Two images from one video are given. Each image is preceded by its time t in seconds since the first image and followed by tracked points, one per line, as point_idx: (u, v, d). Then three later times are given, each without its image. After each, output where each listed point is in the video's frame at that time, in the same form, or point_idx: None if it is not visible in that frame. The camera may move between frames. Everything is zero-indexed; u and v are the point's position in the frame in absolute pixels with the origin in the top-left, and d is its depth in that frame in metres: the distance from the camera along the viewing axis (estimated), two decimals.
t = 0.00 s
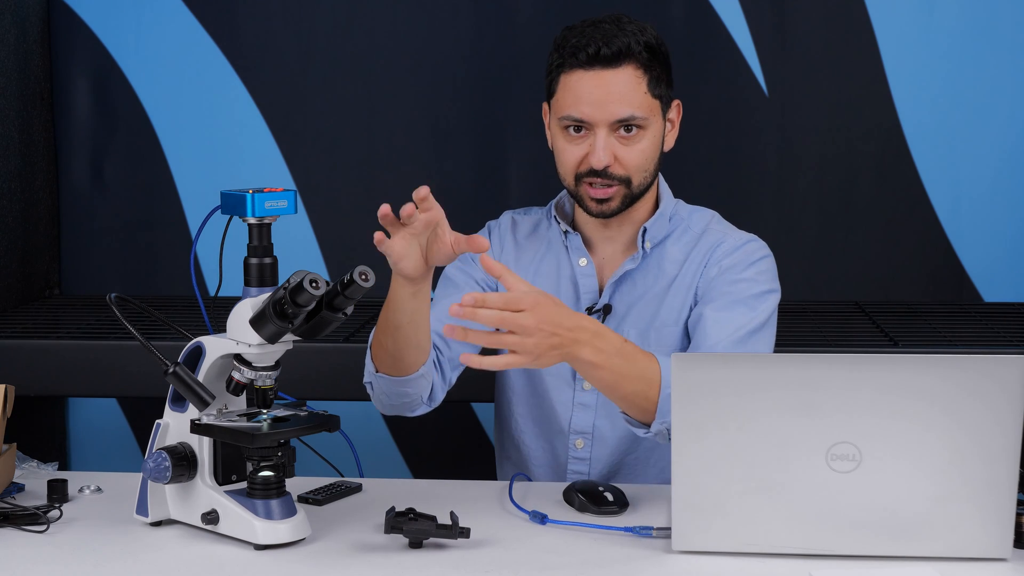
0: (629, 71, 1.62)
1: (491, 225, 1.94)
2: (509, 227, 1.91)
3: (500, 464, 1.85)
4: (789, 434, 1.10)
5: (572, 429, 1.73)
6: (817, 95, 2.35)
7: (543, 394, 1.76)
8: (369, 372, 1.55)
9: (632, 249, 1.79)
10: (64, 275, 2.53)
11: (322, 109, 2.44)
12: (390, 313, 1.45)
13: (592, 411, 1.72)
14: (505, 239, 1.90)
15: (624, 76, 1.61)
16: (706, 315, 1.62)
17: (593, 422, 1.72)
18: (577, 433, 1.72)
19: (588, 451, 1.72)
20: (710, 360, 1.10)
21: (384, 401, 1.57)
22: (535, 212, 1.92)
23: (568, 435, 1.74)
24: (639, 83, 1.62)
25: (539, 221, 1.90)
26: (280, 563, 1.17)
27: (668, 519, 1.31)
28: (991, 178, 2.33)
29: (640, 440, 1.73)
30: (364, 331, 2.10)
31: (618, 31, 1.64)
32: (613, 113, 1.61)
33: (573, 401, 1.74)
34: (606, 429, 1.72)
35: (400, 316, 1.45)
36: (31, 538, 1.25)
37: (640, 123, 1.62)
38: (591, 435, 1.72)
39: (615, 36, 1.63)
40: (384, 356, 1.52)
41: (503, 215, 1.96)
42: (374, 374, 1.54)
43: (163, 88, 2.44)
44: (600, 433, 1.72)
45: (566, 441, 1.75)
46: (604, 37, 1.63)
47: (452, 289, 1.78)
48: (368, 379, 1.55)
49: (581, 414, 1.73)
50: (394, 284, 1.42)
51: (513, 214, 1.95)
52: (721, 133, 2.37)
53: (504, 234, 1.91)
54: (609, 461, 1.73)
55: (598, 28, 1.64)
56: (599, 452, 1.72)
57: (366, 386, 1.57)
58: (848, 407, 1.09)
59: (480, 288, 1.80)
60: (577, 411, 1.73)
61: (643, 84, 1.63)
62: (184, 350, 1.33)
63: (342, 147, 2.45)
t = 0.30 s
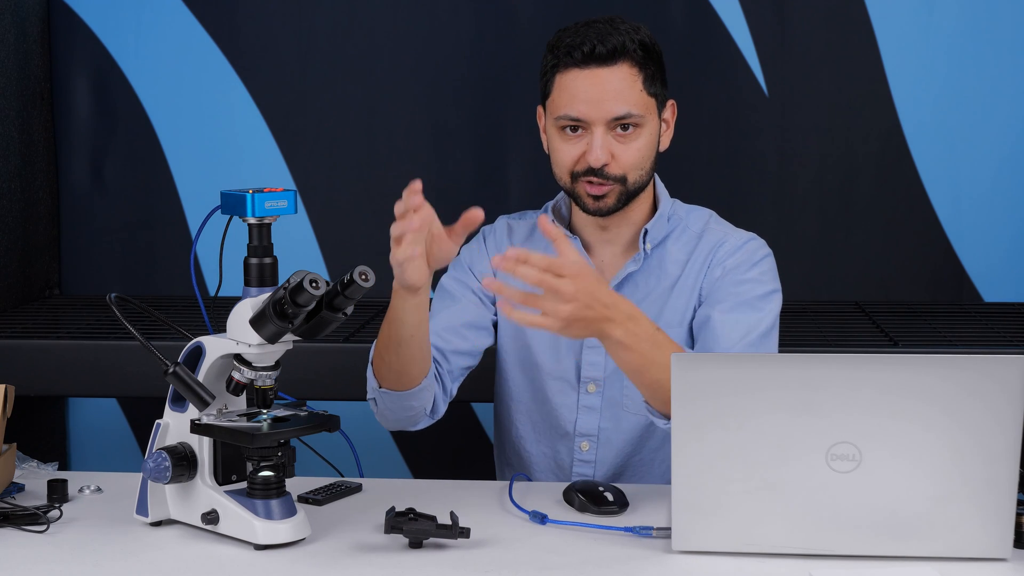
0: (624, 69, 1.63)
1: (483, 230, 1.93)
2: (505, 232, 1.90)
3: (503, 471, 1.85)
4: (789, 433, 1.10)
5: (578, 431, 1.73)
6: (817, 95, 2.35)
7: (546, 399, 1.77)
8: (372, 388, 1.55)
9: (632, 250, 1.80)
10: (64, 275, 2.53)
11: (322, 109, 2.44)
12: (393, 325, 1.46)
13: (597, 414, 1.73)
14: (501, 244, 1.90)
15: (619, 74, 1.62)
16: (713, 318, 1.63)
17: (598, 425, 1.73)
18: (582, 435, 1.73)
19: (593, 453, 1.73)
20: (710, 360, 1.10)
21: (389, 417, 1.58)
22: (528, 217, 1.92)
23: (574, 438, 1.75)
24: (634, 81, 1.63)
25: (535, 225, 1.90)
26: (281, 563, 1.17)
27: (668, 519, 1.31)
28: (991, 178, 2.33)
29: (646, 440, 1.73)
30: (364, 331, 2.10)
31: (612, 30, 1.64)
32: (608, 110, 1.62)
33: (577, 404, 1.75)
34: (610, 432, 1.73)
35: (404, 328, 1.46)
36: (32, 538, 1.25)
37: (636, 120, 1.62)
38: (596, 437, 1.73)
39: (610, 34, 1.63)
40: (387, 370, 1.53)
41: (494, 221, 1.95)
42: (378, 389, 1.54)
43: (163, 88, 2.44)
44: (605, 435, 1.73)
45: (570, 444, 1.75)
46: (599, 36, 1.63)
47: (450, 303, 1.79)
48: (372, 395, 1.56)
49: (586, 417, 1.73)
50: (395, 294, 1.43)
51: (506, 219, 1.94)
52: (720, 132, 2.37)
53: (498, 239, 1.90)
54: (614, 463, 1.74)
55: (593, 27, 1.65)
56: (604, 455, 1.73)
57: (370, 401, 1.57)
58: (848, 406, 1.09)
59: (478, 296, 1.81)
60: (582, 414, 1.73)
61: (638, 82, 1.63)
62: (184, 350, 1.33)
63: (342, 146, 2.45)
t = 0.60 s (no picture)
0: (612, 71, 1.63)
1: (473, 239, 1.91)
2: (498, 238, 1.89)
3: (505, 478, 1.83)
4: (789, 434, 1.10)
5: (586, 436, 1.73)
6: (817, 95, 2.35)
7: (551, 405, 1.76)
8: (400, 418, 1.61)
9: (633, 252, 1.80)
10: (64, 275, 2.54)
11: (322, 109, 2.44)
12: (425, 354, 1.53)
13: (605, 417, 1.73)
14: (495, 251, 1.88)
15: (608, 76, 1.62)
16: (725, 322, 1.68)
17: (607, 428, 1.73)
18: (591, 439, 1.73)
19: (603, 456, 1.74)
20: (710, 361, 1.10)
21: (419, 446, 1.64)
22: (519, 223, 1.92)
23: (582, 443, 1.75)
24: (623, 83, 1.63)
25: (527, 231, 1.89)
26: (281, 563, 1.17)
27: (668, 518, 1.31)
28: (991, 178, 2.33)
29: (654, 442, 1.74)
30: (364, 331, 2.10)
31: (598, 33, 1.64)
32: (598, 112, 1.61)
33: (584, 408, 1.75)
34: (619, 435, 1.74)
35: (436, 360, 1.53)
36: (31, 538, 1.25)
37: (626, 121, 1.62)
38: (605, 440, 1.73)
39: (596, 37, 1.63)
40: (420, 400, 1.59)
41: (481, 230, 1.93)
42: (406, 418, 1.61)
43: (163, 88, 2.44)
44: (614, 438, 1.74)
45: (578, 449, 1.75)
46: (585, 39, 1.64)
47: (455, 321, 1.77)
48: (400, 425, 1.62)
49: (594, 420, 1.73)
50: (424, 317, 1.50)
51: (496, 227, 1.93)
52: (720, 132, 2.37)
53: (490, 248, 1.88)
54: (624, 466, 1.74)
55: (578, 32, 1.65)
56: (613, 457, 1.74)
57: (395, 431, 1.63)
58: (848, 406, 1.09)
59: (477, 308, 1.79)
60: (590, 418, 1.73)
61: (627, 82, 1.63)
62: (184, 350, 1.33)
63: (342, 147, 2.45)
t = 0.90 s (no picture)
0: (604, 68, 1.63)
1: (466, 246, 1.87)
2: (496, 245, 1.85)
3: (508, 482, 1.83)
4: (789, 435, 1.10)
5: (596, 439, 1.74)
6: (818, 96, 2.35)
7: (559, 410, 1.75)
8: (435, 438, 1.58)
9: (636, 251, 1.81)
10: (64, 275, 2.54)
11: (322, 109, 2.44)
12: (473, 374, 1.51)
13: (613, 419, 1.73)
14: (494, 259, 1.85)
15: (601, 73, 1.62)
16: (736, 326, 1.69)
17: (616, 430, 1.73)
18: (600, 442, 1.74)
19: (612, 458, 1.74)
20: (710, 362, 1.10)
21: (449, 465, 1.61)
22: (513, 228, 1.90)
23: (592, 446, 1.75)
24: (616, 79, 1.63)
25: (524, 236, 1.87)
26: (281, 563, 1.17)
27: (668, 518, 1.31)
28: (991, 178, 2.33)
29: (663, 442, 1.75)
30: (364, 331, 2.11)
31: (587, 32, 1.65)
32: (592, 108, 1.61)
33: (592, 412, 1.75)
34: (628, 437, 1.74)
35: (483, 381, 1.51)
36: (31, 537, 1.25)
37: (621, 117, 1.62)
38: (614, 442, 1.74)
39: (586, 36, 1.64)
40: (461, 423, 1.56)
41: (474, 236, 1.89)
42: (443, 439, 1.58)
43: (163, 88, 2.44)
44: (624, 440, 1.74)
45: (587, 453, 1.76)
46: (575, 39, 1.64)
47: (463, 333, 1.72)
48: (434, 445, 1.59)
49: (603, 423, 1.73)
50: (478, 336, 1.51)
51: (489, 232, 1.89)
52: (720, 133, 2.37)
53: (488, 255, 1.85)
54: (635, 467, 1.75)
55: (568, 32, 1.66)
56: (623, 459, 1.75)
57: (427, 450, 1.60)
58: (848, 406, 1.09)
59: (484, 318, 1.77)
60: (599, 421, 1.73)
61: (619, 79, 1.64)
62: (184, 350, 1.33)
63: (342, 147, 2.45)
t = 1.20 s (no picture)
0: (600, 65, 1.63)
1: (469, 243, 1.85)
2: (500, 244, 1.83)
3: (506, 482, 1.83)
4: (789, 434, 1.10)
5: (594, 440, 1.74)
6: (817, 96, 2.35)
7: (557, 411, 1.74)
8: (445, 445, 1.59)
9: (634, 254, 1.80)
10: (64, 275, 2.54)
11: (322, 109, 2.44)
12: (492, 394, 1.49)
13: (612, 421, 1.73)
14: (497, 259, 1.82)
15: (596, 69, 1.62)
16: (736, 332, 1.71)
17: (615, 432, 1.73)
18: (599, 444, 1.74)
19: (611, 460, 1.75)
20: (710, 362, 1.10)
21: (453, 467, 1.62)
22: (517, 227, 1.87)
23: (590, 447, 1.75)
24: (611, 76, 1.63)
25: (526, 235, 1.85)
26: (281, 563, 1.17)
27: (668, 518, 1.31)
28: (990, 178, 2.33)
29: (663, 444, 1.75)
30: (364, 331, 2.11)
31: (583, 30, 1.65)
32: (587, 106, 1.61)
33: (591, 414, 1.74)
34: (627, 438, 1.74)
35: (503, 398, 1.49)
36: (31, 537, 1.25)
37: (615, 113, 1.62)
38: (613, 445, 1.74)
39: (581, 35, 1.64)
40: (475, 434, 1.55)
41: (477, 233, 1.87)
42: (451, 446, 1.58)
43: (164, 89, 2.44)
44: (623, 442, 1.74)
45: (585, 454, 1.76)
46: (570, 38, 1.64)
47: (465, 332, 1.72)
48: (444, 449, 1.60)
49: (602, 425, 1.73)
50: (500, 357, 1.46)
51: (492, 231, 1.87)
52: (720, 133, 2.38)
53: (490, 253, 1.83)
54: (633, 468, 1.75)
55: (565, 31, 1.66)
56: (622, 461, 1.75)
57: (432, 454, 1.61)
58: (848, 406, 1.09)
59: (485, 317, 1.76)
60: (598, 423, 1.73)
61: (615, 76, 1.63)
62: (184, 350, 1.33)
63: (342, 147, 2.45)
